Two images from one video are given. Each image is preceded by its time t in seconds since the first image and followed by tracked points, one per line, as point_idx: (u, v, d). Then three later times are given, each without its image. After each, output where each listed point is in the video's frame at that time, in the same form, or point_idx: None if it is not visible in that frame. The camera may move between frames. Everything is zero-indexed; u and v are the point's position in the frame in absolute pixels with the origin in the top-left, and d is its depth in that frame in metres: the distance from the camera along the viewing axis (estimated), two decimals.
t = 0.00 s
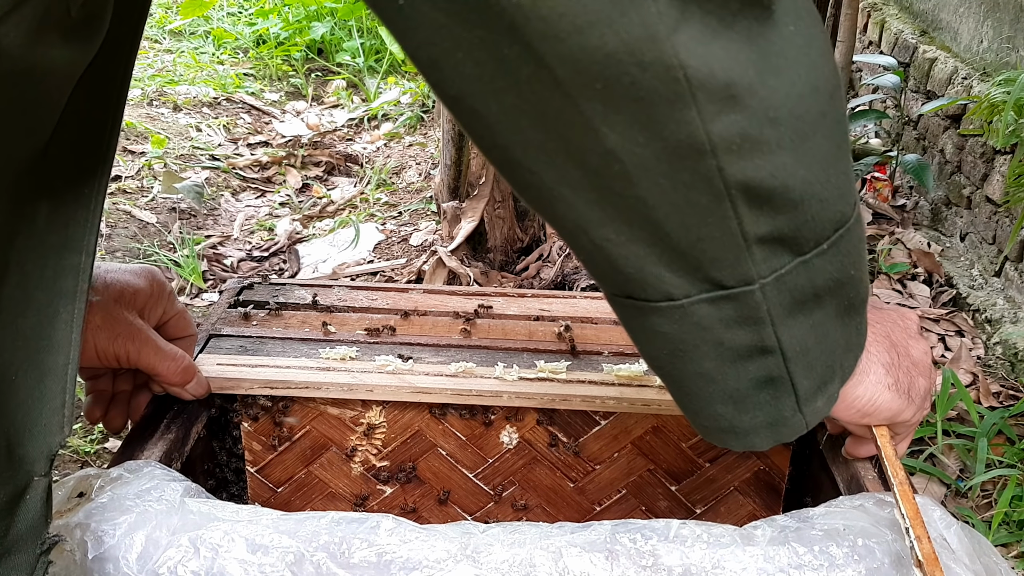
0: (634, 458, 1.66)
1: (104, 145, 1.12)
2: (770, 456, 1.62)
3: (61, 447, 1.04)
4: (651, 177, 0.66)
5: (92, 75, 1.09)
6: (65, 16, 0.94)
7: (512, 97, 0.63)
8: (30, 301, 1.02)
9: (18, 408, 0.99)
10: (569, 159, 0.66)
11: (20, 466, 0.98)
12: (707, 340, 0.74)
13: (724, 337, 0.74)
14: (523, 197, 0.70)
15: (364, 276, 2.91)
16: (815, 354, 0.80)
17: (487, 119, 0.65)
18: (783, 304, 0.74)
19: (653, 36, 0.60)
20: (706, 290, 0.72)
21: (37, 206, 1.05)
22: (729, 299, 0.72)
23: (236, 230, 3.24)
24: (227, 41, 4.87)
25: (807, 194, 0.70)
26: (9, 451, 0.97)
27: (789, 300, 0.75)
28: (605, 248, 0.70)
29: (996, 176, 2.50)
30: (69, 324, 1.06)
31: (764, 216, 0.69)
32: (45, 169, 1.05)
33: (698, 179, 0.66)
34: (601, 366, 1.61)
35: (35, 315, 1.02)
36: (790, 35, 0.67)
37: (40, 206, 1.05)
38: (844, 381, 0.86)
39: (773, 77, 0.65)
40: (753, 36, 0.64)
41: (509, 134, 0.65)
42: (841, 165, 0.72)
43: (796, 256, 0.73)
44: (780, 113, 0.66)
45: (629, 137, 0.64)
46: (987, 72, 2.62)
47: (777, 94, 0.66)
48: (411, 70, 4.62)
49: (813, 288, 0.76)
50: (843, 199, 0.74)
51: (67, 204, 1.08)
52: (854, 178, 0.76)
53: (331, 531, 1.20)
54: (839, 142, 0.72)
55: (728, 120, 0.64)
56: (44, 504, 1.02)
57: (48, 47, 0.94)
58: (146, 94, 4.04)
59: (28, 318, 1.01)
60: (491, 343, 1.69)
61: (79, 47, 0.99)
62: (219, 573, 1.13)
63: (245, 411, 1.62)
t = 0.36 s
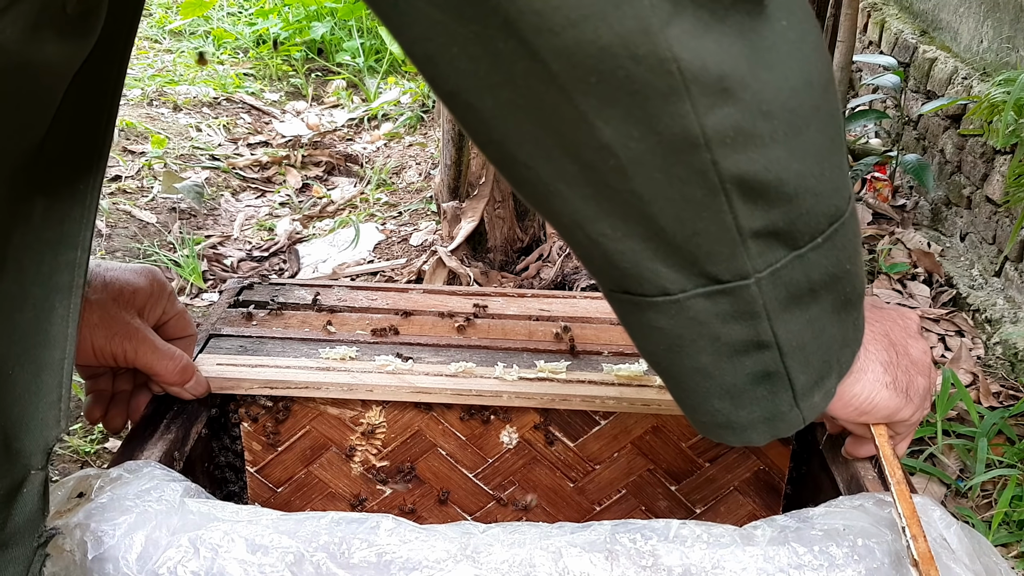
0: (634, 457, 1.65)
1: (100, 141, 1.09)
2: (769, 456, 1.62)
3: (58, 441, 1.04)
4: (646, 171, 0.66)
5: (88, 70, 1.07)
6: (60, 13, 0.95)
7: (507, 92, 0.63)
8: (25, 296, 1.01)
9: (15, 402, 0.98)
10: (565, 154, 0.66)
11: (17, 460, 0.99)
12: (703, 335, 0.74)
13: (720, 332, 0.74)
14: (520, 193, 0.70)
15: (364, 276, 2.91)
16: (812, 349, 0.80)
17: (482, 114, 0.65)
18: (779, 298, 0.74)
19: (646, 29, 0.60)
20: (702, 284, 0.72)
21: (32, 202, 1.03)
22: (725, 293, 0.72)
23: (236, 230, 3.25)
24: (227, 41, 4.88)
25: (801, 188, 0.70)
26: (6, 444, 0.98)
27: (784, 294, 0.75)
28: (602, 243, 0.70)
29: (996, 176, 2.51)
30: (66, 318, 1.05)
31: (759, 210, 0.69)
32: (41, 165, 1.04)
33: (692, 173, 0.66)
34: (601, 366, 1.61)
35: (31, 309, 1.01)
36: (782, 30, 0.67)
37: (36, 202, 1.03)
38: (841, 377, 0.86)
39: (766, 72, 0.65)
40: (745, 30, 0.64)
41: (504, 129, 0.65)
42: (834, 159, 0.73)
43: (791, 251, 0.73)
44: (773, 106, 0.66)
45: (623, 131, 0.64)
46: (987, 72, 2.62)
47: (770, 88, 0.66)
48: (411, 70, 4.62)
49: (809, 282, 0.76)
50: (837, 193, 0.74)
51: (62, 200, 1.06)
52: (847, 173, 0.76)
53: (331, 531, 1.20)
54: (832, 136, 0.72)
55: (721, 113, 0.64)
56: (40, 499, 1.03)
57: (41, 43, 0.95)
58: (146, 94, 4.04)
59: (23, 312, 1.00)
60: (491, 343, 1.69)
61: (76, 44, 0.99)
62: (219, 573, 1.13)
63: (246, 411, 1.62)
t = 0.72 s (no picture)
0: (634, 457, 1.65)
1: (88, 130, 1.10)
2: (769, 456, 1.62)
3: (46, 429, 1.06)
4: (629, 158, 0.66)
5: (75, 62, 1.07)
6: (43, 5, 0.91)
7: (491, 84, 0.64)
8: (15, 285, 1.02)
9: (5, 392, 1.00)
10: (548, 141, 0.66)
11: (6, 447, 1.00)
12: (692, 321, 0.74)
13: (709, 319, 0.74)
14: (506, 178, 0.70)
15: (364, 276, 2.91)
16: (803, 337, 0.79)
17: (467, 100, 0.65)
18: (767, 284, 0.74)
19: (627, 19, 0.60)
20: (690, 270, 0.72)
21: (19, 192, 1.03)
22: (712, 279, 0.72)
23: (236, 230, 3.25)
24: (227, 41, 4.88)
25: (787, 174, 0.70)
26: None
27: (773, 281, 0.74)
28: (589, 230, 0.70)
29: (996, 176, 2.51)
30: (53, 307, 1.06)
31: (744, 197, 0.69)
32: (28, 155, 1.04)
33: (676, 159, 0.66)
34: (601, 366, 1.61)
35: (20, 299, 1.02)
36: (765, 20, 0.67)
37: (22, 193, 1.04)
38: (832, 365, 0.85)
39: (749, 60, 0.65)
40: (728, 19, 0.64)
41: (488, 115, 0.65)
42: (821, 148, 0.72)
43: (779, 238, 0.73)
44: (757, 93, 0.66)
45: (607, 118, 0.64)
46: (987, 72, 2.62)
47: (753, 76, 0.65)
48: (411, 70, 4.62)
49: (798, 269, 0.75)
50: (825, 180, 0.73)
51: (49, 190, 1.07)
52: (835, 160, 0.75)
53: (331, 531, 1.20)
54: (818, 124, 0.72)
55: (703, 101, 0.64)
56: (28, 486, 1.05)
57: (25, 35, 0.91)
58: (146, 94, 4.04)
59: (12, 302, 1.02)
60: (491, 342, 1.69)
61: (62, 36, 0.96)
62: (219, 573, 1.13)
63: (246, 412, 1.62)
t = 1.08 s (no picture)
0: (634, 457, 1.64)
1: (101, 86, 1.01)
2: (769, 456, 1.62)
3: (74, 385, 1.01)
4: (613, 84, 0.67)
5: None
6: None
7: (469, 14, 0.67)
8: (31, 243, 0.96)
9: (30, 347, 0.96)
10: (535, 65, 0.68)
11: (35, 407, 0.96)
12: (689, 239, 0.75)
13: (706, 238, 0.74)
14: (512, 100, 0.75)
15: (364, 276, 2.91)
16: (811, 258, 0.77)
17: (458, 33, 0.70)
18: (765, 206, 0.73)
19: None
20: (684, 189, 0.72)
21: (32, 149, 0.95)
22: (708, 201, 0.72)
23: (236, 230, 3.25)
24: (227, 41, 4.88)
25: (781, 95, 0.68)
26: (25, 391, 0.95)
27: (770, 202, 0.73)
28: (584, 146, 0.73)
29: (996, 177, 2.51)
30: (75, 262, 1.00)
31: (736, 122, 0.68)
32: (39, 109, 0.95)
33: (662, 84, 0.66)
34: (601, 366, 1.61)
35: (34, 258, 0.96)
36: None
37: (35, 150, 0.95)
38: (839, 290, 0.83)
39: None
40: None
41: (475, 44, 0.70)
42: (822, 67, 0.70)
43: (776, 160, 0.72)
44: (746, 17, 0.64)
45: (585, 47, 0.65)
46: (987, 72, 2.62)
47: None
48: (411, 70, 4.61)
49: (797, 190, 0.74)
50: (825, 101, 0.71)
51: (62, 145, 0.98)
52: (846, 77, 0.73)
53: (331, 531, 1.20)
54: (820, 41, 0.69)
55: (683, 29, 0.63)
56: (61, 444, 1.00)
57: None
58: (146, 94, 4.05)
59: (30, 261, 0.96)
60: (490, 342, 1.69)
61: None
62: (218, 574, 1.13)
63: (246, 413, 1.62)
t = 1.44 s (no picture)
0: (634, 457, 1.64)
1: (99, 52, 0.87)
2: (769, 456, 1.62)
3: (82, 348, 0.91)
4: (498, 93, 0.67)
5: None
6: None
7: None
8: (31, 207, 0.85)
9: (33, 312, 0.87)
10: (430, 62, 0.68)
11: (41, 370, 0.89)
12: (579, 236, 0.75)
13: (593, 238, 0.75)
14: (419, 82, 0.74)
15: (364, 276, 2.90)
16: (700, 268, 0.77)
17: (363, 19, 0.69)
18: (652, 217, 0.72)
19: None
20: (571, 193, 0.72)
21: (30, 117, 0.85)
22: (593, 207, 0.72)
23: (236, 230, 3.24)
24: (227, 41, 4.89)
25: (667, 116, 0.67)
26: (31, 353, 0.88)
27: (657, 215, 0.72)
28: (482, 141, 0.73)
29: (996, 177, 2.52)
30: (79, 229, 0.88)
31: (620, 139, 0.68)
32: (41, 75, 0.84)
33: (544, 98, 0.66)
34: (601, 366, 1.62)
35: (37, 223, 0.86)
36: None
37: (33, 118, 0.85)
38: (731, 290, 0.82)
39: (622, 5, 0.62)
40: None
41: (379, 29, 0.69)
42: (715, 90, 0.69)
43: (662, 175, 0.71)
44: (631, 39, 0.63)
45: (470, 53, 0.64)
46: (987, 72, 2.62)
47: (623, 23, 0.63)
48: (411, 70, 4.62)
49: (685, 204, 0.73)
50: (715, 122, 0.70)
51: (62, 114, 0.86)
52: (739, 93, 0.71)
53: (332, 531, 1.20)
54: (711, 65, 0.67)
55: (562, 49, 0.63)
56: (69, 407, 0.94)
57: None
58: (146, 94, 4.05)
59: (31, 227, 0.86)
60: (490, 342, 1.69)
61: None
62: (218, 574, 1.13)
63: (246, 412, 1.62)
